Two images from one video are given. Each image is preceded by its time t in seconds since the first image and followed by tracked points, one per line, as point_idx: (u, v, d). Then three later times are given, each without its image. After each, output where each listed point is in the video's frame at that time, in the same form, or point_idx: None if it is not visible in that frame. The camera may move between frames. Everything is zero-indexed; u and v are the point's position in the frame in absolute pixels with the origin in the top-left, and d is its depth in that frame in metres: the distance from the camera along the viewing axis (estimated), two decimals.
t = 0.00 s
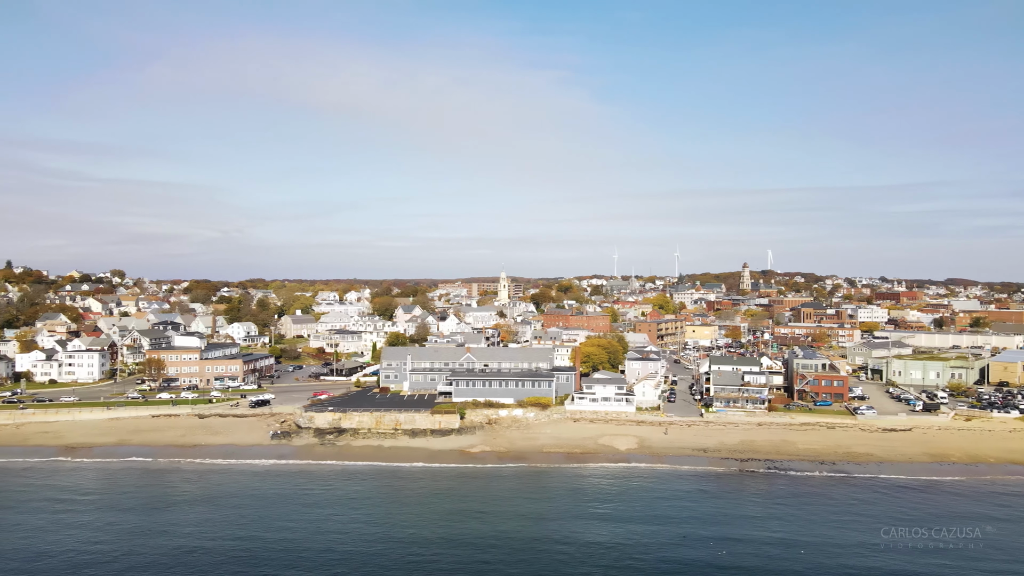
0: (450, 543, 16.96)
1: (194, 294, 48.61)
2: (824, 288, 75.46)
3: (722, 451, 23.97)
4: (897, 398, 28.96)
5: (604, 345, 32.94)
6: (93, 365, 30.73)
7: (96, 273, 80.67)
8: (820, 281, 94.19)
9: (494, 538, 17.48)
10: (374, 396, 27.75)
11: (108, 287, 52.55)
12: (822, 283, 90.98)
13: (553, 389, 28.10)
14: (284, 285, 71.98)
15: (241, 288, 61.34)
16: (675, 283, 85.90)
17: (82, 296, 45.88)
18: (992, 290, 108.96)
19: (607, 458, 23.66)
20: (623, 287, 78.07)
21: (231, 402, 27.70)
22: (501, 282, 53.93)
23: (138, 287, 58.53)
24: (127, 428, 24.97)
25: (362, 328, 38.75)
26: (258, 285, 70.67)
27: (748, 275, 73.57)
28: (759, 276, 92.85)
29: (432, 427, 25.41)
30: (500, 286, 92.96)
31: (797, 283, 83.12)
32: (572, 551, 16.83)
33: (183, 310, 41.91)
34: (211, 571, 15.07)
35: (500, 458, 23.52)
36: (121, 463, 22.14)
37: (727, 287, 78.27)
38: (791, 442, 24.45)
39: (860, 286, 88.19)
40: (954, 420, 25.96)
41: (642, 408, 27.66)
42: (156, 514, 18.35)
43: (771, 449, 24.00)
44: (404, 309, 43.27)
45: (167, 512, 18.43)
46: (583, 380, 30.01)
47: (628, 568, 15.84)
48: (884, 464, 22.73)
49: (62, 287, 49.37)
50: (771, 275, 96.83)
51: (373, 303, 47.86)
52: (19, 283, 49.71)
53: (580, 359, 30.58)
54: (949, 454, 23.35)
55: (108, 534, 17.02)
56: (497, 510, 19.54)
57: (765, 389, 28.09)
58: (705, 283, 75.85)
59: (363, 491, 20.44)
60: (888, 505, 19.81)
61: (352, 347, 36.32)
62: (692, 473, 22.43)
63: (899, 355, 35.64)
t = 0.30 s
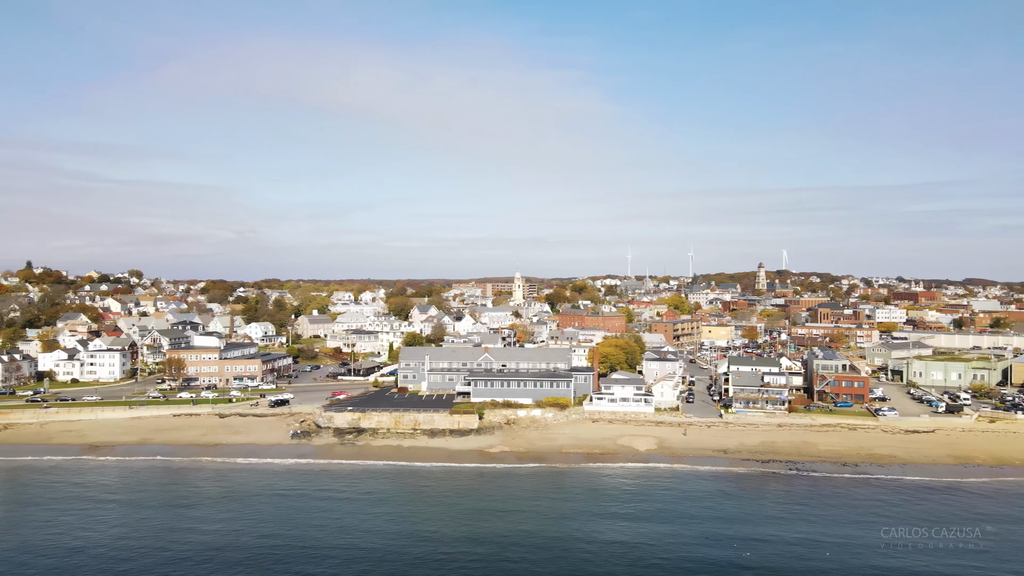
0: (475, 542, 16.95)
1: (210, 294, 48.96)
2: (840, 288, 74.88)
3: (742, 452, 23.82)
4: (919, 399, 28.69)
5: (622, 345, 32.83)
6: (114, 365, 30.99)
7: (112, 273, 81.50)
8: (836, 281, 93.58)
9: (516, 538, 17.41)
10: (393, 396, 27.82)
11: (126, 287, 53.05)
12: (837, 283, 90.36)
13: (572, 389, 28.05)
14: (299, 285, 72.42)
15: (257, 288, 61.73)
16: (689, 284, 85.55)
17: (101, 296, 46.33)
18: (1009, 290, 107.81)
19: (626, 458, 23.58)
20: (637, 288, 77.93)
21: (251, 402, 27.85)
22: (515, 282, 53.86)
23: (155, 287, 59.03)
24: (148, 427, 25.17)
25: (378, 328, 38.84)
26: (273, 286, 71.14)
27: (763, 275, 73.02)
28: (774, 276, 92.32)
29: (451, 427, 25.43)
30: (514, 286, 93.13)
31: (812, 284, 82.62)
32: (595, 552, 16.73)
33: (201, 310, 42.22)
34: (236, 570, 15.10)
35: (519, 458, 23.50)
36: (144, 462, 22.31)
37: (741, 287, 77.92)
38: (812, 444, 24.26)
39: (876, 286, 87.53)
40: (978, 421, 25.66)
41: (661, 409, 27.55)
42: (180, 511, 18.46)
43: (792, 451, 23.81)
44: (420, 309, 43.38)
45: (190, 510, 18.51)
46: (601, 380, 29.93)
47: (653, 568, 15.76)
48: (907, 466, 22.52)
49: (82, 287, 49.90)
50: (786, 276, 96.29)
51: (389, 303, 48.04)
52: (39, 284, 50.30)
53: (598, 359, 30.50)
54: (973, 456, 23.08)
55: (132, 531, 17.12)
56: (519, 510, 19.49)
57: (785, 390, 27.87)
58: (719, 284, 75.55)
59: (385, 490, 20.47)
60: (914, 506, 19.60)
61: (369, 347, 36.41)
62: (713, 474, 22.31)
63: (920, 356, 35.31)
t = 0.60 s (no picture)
0: (500, 544, 16.87)
1: (228, 294, 49.33)
2: (857, 288, 74.32)
3: (763, 453, 23.67)
4: (941, 400, 28.40)
5: (640, 346, 32.70)
6: (135, 364, 31.25)
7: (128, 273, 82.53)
8: (852, 281, 92.87)
9: (538, 538, 17.37)
10: (411, 396, 27.88)
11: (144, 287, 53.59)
12: (854, 283, 89.66)
13: (590, 390, 27.99)
14: (315, 285, 72.84)
15: (271, 288, 62.24)
16: (704, 284, 85.19)
17: (120, 296, 46.81)
18: None
19: (647, 460, 23.47)
20: (650, 288, 77.75)
21: (271, 402, 28.00)
22: (530, 282, 53.81)
23: (173, 287, 59.55)
24: (170, 426, 25.36)
25: (395, 328, 38.93)
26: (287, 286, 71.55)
27: (778, 275, 72.48)
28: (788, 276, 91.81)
29: (470, 427, 25.44)
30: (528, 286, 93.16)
31: (827, 283, 82.11)
32: (618, 554, 16.66)
33: (218, 310, 42.53)
34: (260, 568, 15.15)
35: (539, 459, 23.48)
36: (168, 461, 22.49)
37: (756, 288, 77.61)
38: (833, 445, 24.06)
39: (894, 285, 86.79)
40: (1003, 423, 25.35)
41: (680, 410, 27.42)
42: (205, 510, 18.56)
43: (814, 452, 23.64)
44: (435, 309, 43.46)
45: (213, 509, 18.62)
46: (619, 381, 29.86)
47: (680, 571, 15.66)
48: (931, 468, 22.28)
49: (102, 287, 50.42)
50: (801, 275, 95.74)
51: (404, 303, 48.19)
52: (59, 284, 50.88)
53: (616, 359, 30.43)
54: (998, 458, 22.80)
55: (156, 530, 17.23)
56: (540, 510, 19.46)
57: (806, 391, 27.64)
58: (734, 284, 75.24)
59: (407, 490, 20.47)
60: (940, 507, 19.38)
61: (386, 346, 36.51)
62: (735, 475, 22.18)
63: (941, 357, 34.95)
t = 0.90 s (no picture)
0: (525, 544, 16.85)
1: (244, 294, 49.70)
2: (874, 288, 73.72)
3: (785, 455, 23.51)
4: (964, 402, 28.07)
5: (658, 346, 32.56)
6: (155, 364, 31.51)
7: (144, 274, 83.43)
8: (869, 282, 92.20)
9: (560, 539, 17.28)
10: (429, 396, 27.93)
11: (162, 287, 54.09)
12: (871, 283, 88.92)
13: (609, 390, 27.91)
14: (330, 285, 73.23)
15: (286, 288, 62.65)
16: (719, 284, 84.84)
17: (138, 296, 47.23)
18: None
19: (667, 460, 23.37)
20: (664, 288, 77.51)
21: (290, 401, 28.15)
22: (545, 282, 53.72)
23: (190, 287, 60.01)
24: (191, 425, 25.56)
25: (411, 328, 38.99)
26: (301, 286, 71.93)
27: (794, 276, 71.93)
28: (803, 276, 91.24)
29: (489, 428, 25.45)
30: (542, 286, 93.22)
31: (843, 283, 81.50)
32: (641, 555, 16.57)
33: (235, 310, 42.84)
34: (285, 567, 15.18)
35: (558, 459, 23.44)
36: (190, 460, 22.65)
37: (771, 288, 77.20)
38: (856, 447, 23.85)
39: (912, 285, 86.07)
40: None
41: (699, 411, 27.28)
42: (230, 509, 18.67)
43: (836, 454, 23.43)
44: (451, 309, 43.52)
45: (237, 508, 18.71)
46: (638, 381, 29.76)
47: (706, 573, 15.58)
48: (957, 470, 22.02)
49: (121, 287, 50.91)
50: (818, 275, 95.18)
51: (419, 304, 48.32)
52: (79, 284, 51.43)
53: (634, 360, 30.33)
54: None
55: (181, 528, 17.33)
56: (562, 510, 19.36)
57: (826, 392, 27.41)
58: (748, 284, 74.86)
59: (428, 489, 20.49)
60: (967, 509, 19.15)
61: (402, 346, 36.59)
62: (757, 476, 22.05)
63: (962, 358, 34.58)
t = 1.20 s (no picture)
0: (548, 544, 16.80)
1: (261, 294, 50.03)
2: (891, 289, 73.17)
3: (806, 456, 23.35)
4: (988, 404, 27.73)
5: (676, 347, 32.42)
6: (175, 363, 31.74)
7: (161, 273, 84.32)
8: (886, 282, 91.54)
9: (582, 539, 17.23)
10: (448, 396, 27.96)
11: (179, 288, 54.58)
12: (888, 283, 88.22)
13: (627, 391, 27.82)
14: (345, 285, 73.63)
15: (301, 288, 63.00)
16: (734, 284, 84.52)
17: (157, 296, 47.68)
18: None
19: (687, 461, 23.26)
20: (678, 288, 77.21)
21: (309, 401, 28.28)
22: (560, 282, 53.64)
23: (207, 287, 60.53)
24: (212, 425, 25.74)
25: (428, 329, 39.09)
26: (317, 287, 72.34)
27: (810, 276, 71.50)
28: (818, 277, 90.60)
29: (508, 428, 25.44)
30: (556, 286, 93.36)
31: (859, 283, 80.89)
32: (664, 556, 16.50)
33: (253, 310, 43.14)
34: (309, 565, 15.25)
35: (578, 459, 23.41)
36: (212, 459, 22.81)
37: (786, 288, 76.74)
38: (878, 449, 23.64)
39: (930, 285, 85.33)
40: None
41: (718, 411, 27.12)
42: (254, 507, 18.79)
43: (858, 456, 23.25)
44: (466, 309, 43.58)
45: (259, 506, 18.81)
46: (656, 382, 29.71)
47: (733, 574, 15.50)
48: (982, 473, 21.76)
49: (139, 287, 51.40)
50: (834, 275, 94.55)
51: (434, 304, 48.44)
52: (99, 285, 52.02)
53: (652, 360, 30.23)
54: None
55: (205, 526, 17.45)
56: (583, 510, 19.31)
57: (848, 393, 27.16)
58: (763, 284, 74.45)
59: (449, 489, 20.50)
60: (994, 511, 18.92)
61: (419, 346, 36.66)
62: (779, 477, 21.91)
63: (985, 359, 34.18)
